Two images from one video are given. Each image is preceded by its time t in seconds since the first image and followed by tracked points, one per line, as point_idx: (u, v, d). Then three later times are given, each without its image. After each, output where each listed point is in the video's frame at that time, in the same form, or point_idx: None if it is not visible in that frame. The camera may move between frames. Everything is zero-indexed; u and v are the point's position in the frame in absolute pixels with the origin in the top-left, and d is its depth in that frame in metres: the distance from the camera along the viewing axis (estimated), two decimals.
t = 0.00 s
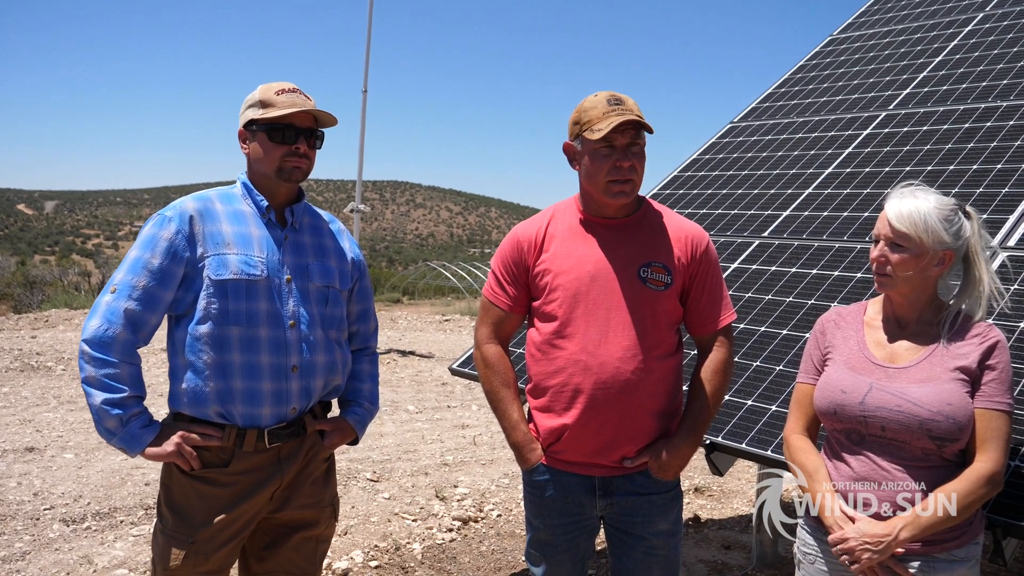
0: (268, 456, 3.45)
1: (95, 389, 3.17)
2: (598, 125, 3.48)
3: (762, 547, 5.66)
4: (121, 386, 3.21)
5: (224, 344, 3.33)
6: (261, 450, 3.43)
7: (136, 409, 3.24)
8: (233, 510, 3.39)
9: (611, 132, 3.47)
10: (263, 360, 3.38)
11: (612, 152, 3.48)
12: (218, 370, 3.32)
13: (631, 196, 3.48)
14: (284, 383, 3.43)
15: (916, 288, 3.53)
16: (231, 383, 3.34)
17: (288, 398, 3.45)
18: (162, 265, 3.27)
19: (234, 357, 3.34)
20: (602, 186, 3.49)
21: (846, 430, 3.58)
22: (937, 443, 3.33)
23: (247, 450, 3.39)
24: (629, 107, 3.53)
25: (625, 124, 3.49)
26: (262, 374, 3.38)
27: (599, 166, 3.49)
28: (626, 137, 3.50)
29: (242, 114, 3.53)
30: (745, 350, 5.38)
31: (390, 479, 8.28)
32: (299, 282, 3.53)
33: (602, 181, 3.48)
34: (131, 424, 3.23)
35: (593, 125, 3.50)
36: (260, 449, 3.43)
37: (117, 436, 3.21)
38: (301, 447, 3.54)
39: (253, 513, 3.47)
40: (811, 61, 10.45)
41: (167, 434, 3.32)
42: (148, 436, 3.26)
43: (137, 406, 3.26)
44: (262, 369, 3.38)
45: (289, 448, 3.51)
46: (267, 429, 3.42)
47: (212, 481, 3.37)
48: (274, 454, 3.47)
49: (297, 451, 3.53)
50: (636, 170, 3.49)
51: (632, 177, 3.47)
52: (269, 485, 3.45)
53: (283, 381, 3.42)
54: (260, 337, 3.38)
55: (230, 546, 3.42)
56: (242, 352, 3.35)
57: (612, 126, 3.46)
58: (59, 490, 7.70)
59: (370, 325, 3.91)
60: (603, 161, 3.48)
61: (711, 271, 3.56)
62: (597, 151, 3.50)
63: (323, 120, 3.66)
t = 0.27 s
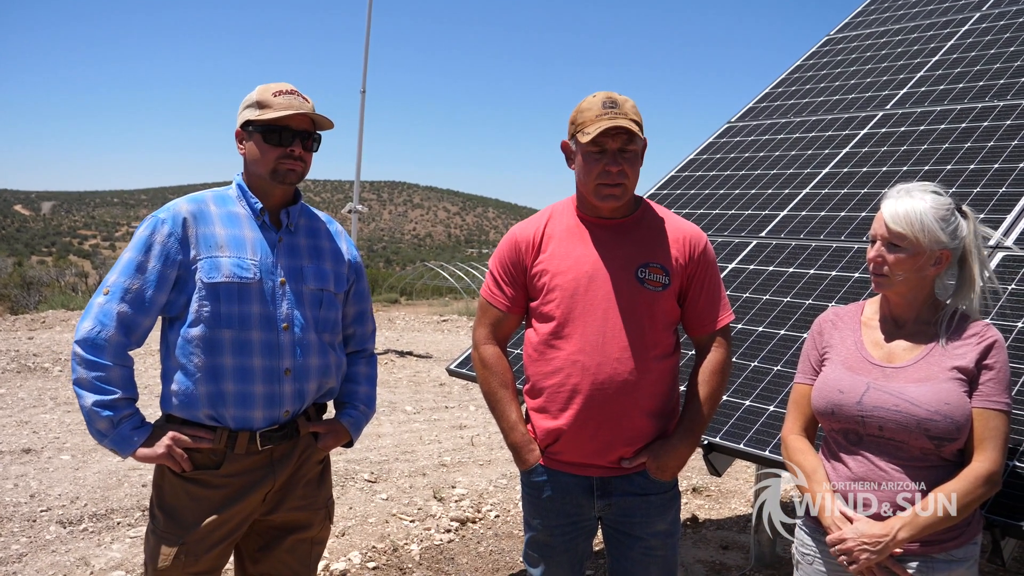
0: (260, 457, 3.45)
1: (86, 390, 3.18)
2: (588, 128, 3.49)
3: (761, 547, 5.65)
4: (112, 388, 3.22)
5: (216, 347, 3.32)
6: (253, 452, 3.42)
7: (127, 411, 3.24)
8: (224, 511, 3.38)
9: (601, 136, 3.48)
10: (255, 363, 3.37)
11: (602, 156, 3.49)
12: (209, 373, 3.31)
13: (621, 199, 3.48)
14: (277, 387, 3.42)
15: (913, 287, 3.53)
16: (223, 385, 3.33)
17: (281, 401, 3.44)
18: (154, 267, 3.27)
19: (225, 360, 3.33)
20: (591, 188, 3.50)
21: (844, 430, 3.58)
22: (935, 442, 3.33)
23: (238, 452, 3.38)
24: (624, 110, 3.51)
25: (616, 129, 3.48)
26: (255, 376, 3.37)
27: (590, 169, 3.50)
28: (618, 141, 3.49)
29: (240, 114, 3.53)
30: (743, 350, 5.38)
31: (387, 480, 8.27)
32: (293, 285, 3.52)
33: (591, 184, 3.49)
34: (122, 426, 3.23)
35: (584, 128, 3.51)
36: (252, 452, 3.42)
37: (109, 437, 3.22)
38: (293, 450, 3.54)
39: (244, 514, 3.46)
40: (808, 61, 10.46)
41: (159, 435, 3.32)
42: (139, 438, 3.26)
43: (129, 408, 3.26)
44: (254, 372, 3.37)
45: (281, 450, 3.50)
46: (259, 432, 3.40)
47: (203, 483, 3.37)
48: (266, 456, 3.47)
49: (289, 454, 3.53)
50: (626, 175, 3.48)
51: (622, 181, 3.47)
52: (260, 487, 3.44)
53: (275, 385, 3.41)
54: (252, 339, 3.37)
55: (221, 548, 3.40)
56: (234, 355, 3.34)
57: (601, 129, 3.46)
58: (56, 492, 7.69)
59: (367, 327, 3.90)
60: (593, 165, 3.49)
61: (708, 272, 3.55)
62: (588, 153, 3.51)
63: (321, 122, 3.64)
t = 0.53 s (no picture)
0: (255, 458, 3.44)
1: (81, 389, 3.17)
2: (587, 133, 3.48)
3: (759, 549, 5.65)
4: (108, 387, 3.21)
5: (211, 347, 3.31)
6: (248, 453, 3.40)
7: (122, 410, 3.24)
8: (218, 512, 3.37)
9: (600, 142, 3.45)
10: (250, 364, 3.36)
11: (601, 161, 3.47)
12: (204, 374, 3.30)
13: (620, 203, 3.47)
14: (272, 388, 3.41)
15: (912, 289, 3.52)
16: (218, 386, 3.32)
17: (276, 402, 3.43)
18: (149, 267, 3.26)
19: (221, 361, 3.32)
20: (590, 192, 3.49)
21: (843, 432, 3.57)
22: (934, 445, 3.32)
23: (234, 452, 3.37)
24: (624, 114, 3.50)
25: (615, 134, 3.46)
26: (250, 377, 3.36)
27: (588, 173, 3.49)
28: (616, 146, 3.47)
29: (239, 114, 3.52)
30: (742, 352, 5.37)
31: (385, 480, 8.25)
32: (290, 286, 3.50)
33: (589, 187, 3.48)
34: (117, 425, 3.22)
35: (583, 132, 3.50)
36: (248, 453, 3.41)
37: (103, 437, 3.21)
38: (289, 451, 3.52)
39: (238, 515, 3.44)
40: (807, 62, 10.45)
41: (155, 433, 3.31)
42: (134, 438, 3.25)
43: (124, 407, 3.25)
44: (249, 373, 3.36)
45: (277, 451, 3.49)
46: (255, 433, 3.39)
47: (197, 483, 3.36)
48: (262, 457, 3.45)
49: (285, 455, 3.51)
50: (625, 180, 3.46)
51: (620, 185, 3.46)
52: (255, 488, 3.43)
53: (271, 386, 3.40)
54: (248, 340, 3.36)
55: (214, 549, 3.39)
56: (229, 356, 3.33)
57: (600, 134, 3.45)
58: (53, 492, 7.67)
59: (367, 329, 3.88)
60: (591, 169, 3.48)
61: (706, 273, 3.54)
62: (587, 158, 3.50)
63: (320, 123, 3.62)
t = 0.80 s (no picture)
0: (252, 459, 3.43)
1: (78, 388, 3.17)
2: (583, 136, 3.47)
3: (755, 548, 5.66)
4: (104, 386, 3.21)
5: (207, 346, 3.30)
6: (245, 453, 3.40)
7: (118, 409, 3.23)
8: (214, 512, 3.36)
9: (596, 146, 3.44)
10: (247, 363, 3.36)
11: (597, 164, 3.47)
12: (201, 373, 3.30)
13: (615, 207, 3.48)
14: (269, 387, 3.40)
15: (909, 289, 3.53)
16: (215, 385, 3.31)
17: (273, 402, 3.42)
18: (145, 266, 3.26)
19: (217, 360, 3.31)
20: (586, 194, 3.50)
21: (840, 432, 3.58)
22: (931, 445, 3.32)
23: (231, 452, 3.37)
24: (620, 117, 3.49)
25: (611, 137, 3.45)
26: (247, 377, 3.35)
27: (584, 175, 3.49)
28: (611, 150, 3.46)
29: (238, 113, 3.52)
30: (738, 351, 5.37)
31: (382, 481, 8.25)
32: (287, 285, 3.49)
33: (585, 189, 3.49)
34: (113, 425, 3.22)
35: (579, 135, 3.49)
36: (245, 453, 3.40)
37: (100, 436, 3.21)
38: (287, 451, 3.52)
39: (235, 516, 3.44)
40: (804, 62, 10.47)
41: (151, 432, 3.32)
42: (130, 437, 3.25)
43: (120, 406, 3.25)
44: (246, 373, 3.36)
45: (274, 452, 3.49)
46: (251, 433, 3.39)
47: (194, 483, 3.36)
48: (260, 458, 3.45)
49: (282, 455, 3.51)
50: (621, 183, 3.46)
51: (616, 188, 3.46)
52: (252, 489, 3.42)
53: (268, 385, 3.40)
54: (245, 339, 3.36)
55: (210, 550, 3.38)
56: (226, 355, 3.32)
57: (596, 138, 3.44)
58: (49, 493, 7.65)
59: (367, 329, 3.88)
60: (587, 172, 3.48)
61: (703, 271, 3.55)
62: (583, 160, 3.49)
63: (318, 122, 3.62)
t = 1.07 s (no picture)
0: (246, 458, 3.42)
1: (71, 386, 3.17)
2: (573, 131, 3.47)
3: (750, 545, 5.67)
4: (97, 384, 3.20)
5: (200, 345, 3.30)
6: (238, 452, 3.39)
7: (111, 408, 3.23)
8: (207, 511, 3.35)
9: (585, 140, 3.44)
10: (241, 362, 3.35)
11: (588, 159, 3.46)
12: (193, 372, 3.29)
13: (607, 203, 3.48)
14: (263, 386, 3.39)
15: (902, 286, 3.54)
16: (208, 384, 3.30)
17: (268, 401, 3.41)
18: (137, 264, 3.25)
19: (210, 359, 3.30)
20: (578, 190, 3.50)
21: (834, 428, 3.59)
22: (924, 440, 3.33)
23: (224, 451, 3.36)
24: (611, 112, 3.49)
25: (602, 133, 3.44)
26: (240, 375, 3.34)
27: (576, 171, 3.49)
28: (602, 145, 3.45)
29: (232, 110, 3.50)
30: (732, 348, 5.38)
31: (377, 480, 8.24)
32: (281, 283, 3.48)
33: (577, 186, 3.48)
34: (105, 423, 3.21)
35: (569, 131, 3.49)
36: (238, 452, 3.39)
37: (93, 434, 3.21)
38: (282, 451, 3.51)
39: (228, 516, 3.43)
40: (798, 60, 10.49)
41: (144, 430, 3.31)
42: (122, 437, 3.24)
43: (113, 405, 3.25)
44: (240, 371, 3.35)
45: (269, 451, 3.48)
46: (245, 432, 3.38)
47: (187, 482, 3.35)
48: (254, 457, 3.44)
49: (277, 455, 3.50)
50: (612, 178, 3.46)
51: (608, 184, 3.46)
52: (246, 488, 3.41)
53: (262, 384, 3.39)
54: (238, 338, 3.35)
55: (202, 550, 3.36)
56: (219, 354, 3.31)
57: (586, 133, 3.43)
58: (43, 493, 7.62)
59: (363, 328, 3.87)
60: (579, 167, 3.48)
61: (698, 268, 3.55)
62: (574, 156, 3.49)
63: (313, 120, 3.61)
